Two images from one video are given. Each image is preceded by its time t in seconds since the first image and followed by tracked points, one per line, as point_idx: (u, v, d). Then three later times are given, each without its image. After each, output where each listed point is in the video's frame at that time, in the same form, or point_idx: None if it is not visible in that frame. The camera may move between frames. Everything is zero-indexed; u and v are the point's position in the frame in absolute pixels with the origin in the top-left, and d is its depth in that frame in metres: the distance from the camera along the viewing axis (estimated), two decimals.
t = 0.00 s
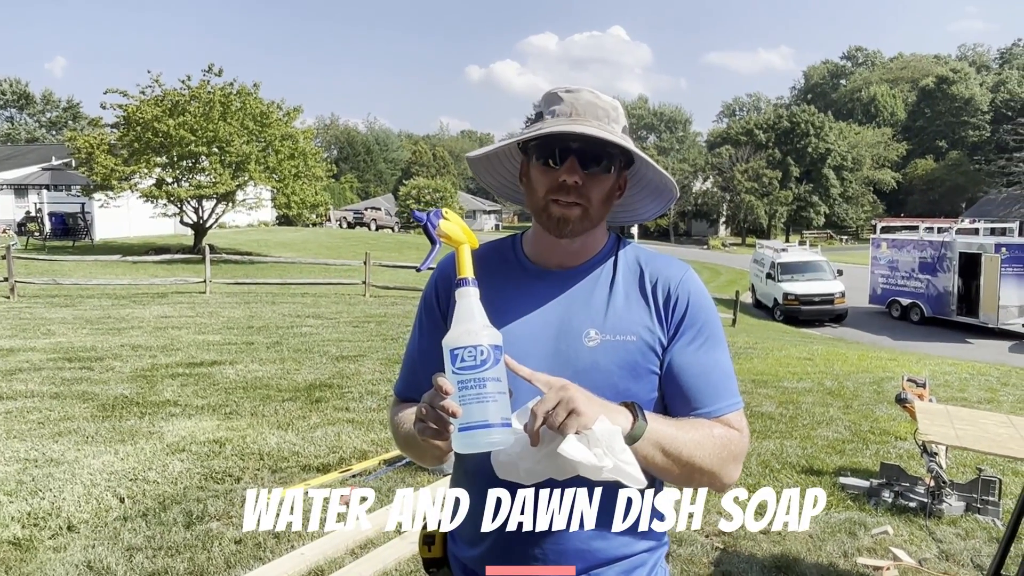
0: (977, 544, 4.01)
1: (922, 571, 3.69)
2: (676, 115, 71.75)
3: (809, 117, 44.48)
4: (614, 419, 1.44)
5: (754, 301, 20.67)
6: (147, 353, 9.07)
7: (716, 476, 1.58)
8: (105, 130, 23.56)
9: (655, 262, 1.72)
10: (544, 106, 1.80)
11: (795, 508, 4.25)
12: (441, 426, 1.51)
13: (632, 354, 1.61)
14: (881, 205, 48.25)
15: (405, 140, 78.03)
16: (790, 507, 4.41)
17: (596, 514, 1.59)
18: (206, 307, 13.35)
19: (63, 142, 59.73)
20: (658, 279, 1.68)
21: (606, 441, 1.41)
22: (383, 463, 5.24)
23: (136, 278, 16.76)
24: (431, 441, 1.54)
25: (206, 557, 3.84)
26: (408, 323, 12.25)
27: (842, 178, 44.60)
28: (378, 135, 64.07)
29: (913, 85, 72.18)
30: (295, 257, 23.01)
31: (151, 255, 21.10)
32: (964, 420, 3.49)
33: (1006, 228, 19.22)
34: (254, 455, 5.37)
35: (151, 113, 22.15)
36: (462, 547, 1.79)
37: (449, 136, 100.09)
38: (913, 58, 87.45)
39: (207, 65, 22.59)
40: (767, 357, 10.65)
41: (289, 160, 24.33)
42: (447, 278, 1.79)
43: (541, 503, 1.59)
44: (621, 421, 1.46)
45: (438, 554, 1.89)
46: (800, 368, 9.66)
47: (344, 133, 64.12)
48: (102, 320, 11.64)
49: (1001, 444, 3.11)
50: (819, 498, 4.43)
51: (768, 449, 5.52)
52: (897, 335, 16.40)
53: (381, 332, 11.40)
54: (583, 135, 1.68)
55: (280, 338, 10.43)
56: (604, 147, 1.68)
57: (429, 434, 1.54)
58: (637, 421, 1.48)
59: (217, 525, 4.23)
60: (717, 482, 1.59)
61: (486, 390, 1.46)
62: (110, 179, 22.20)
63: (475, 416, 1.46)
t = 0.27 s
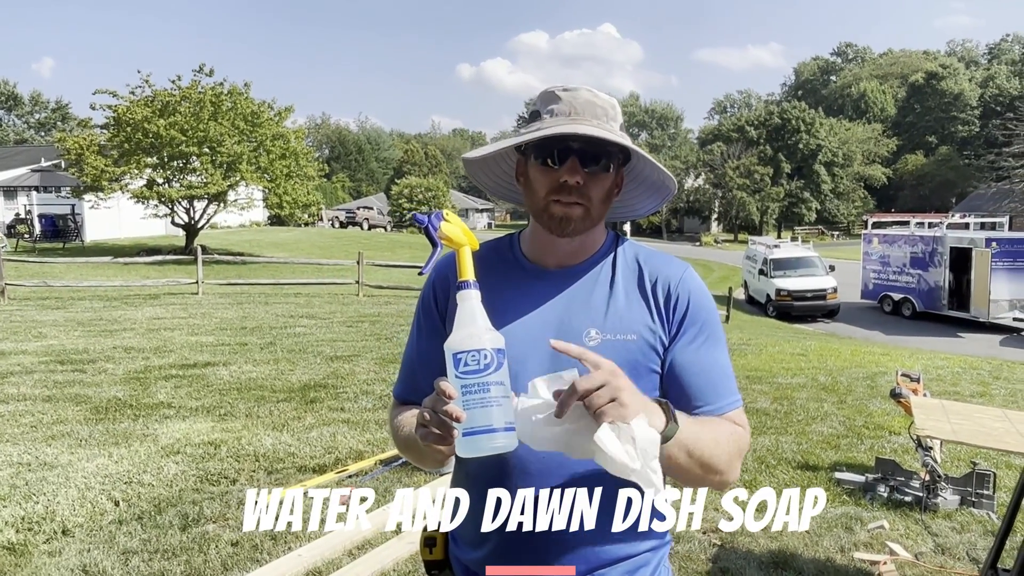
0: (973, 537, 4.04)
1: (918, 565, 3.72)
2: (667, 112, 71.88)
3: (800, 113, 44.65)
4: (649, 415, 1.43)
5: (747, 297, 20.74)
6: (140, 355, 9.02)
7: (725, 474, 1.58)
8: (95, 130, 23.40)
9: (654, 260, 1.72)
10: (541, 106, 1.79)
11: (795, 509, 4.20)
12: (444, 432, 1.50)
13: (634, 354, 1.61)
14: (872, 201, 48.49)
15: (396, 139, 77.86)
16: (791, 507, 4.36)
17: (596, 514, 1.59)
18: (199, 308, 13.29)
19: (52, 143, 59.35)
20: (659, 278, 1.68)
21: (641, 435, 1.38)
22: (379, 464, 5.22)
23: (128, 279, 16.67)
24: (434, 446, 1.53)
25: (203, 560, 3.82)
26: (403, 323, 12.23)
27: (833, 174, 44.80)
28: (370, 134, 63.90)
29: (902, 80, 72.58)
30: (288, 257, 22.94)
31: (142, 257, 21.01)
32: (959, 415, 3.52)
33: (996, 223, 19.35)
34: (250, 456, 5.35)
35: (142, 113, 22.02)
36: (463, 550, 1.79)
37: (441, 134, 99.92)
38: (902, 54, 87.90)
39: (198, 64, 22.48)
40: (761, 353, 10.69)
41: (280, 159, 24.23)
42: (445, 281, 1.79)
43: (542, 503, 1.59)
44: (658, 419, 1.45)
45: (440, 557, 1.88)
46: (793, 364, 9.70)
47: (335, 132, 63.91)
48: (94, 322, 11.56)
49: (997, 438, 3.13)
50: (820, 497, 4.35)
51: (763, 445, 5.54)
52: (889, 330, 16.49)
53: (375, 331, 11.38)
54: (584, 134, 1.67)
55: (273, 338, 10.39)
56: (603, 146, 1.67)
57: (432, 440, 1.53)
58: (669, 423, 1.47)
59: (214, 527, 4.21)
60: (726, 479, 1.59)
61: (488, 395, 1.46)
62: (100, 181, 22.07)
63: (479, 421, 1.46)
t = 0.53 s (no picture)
0: (968, 530, 4.08)
1: (915, 559, 3.75)
2: (658, 109, 72.01)
3: (790, 108, 44.81)
4: (735, 398, 1.40)
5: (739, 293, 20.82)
6: (133, 356, 8.97)
7: (740, 460, 1.57)
8: (84, 132, 23.24)
9: (655, 258, 1.73)
10: (540, 108, 1.79)
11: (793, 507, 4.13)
12: (448, 436, 1.51)
13: (637, 352, 1.60)
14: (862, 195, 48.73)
15: (388, 138, 77.68)
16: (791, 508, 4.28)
17: (597, 515, 1.59)
18: (191, 309, 13.23)
19: (41, 145, 58.94)
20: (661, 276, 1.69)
21: (706, 391, 1.40)
22: (375, 464, 5.21)
23: (119, 281, 16.58)
24: (438, 451, 1.53)
25: (200, 563, 3.80)
26: (396, 322, 12.20)
27: (823, 169, 44.99)
28: (361, 133, 63.72)
29: (891, 75, 72.98)
30: (280, 257, 22.85)
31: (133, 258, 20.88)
32: (956, 409, 3.54)
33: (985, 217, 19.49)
34: (246, 458, 5.33)
35: (131, 114, 21.88)
36: (467, 551, 1.79)
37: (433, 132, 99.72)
38: (891, 49, 88.34)
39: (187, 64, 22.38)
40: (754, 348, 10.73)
41: (271, 159, 24.12)
42: (446, 284, 1.78)
43: (541, 503, 1.58)
44: (734, 406, 1.43)
45: (443, 560, 1.87)
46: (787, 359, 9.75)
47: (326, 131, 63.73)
48: (86, 324, 11.50)
49: (993, 432, 3.15)
50: (820, 498, 4.22)
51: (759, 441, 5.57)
52: (880, 324, 16.59)
53: (369, 330, 11.36)
54: (589, 136, 1.67)
55: (267, 339, 10.35)
56: (606, 147, 1.67)
57: (435, 444, 1.53)
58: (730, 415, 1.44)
59: (211, 530, 4.19)
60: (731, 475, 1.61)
61: (492, 398, 1.47)
62: (90, 182, 21.93)
63: (482, 424, 1.47)
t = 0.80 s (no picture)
0: (963, 522, 4.11)
1: (911, 552, 3.78)
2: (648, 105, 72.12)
3: (780, 104, 44.99)
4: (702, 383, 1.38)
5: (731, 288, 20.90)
6: (125, 359, 8.92)
7: (732, 454, 1.54)
8: (73, 133, 23.09)
9: (654, 257, 1.74)
10: (539, 109, 1.79)
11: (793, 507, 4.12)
12: (453, 435, 1.50)
13: (638, 352, 1.61)
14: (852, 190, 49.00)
15: (378, 137, 77.44)
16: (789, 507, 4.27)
17: (596, 514, 1.60)
18: (183, 311, 13.16)
19: (29, 147, 58.44)
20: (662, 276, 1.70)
21: (673, 370, 1.41)
22: (372, 464, 5.20)
23: (110, 283, 16.48)
24: (442, 451, 1.52)
25: (197, 565, 3.79)
26: (390, 321, 12.20)
27: (814, 164, 45.18)
28: (352, 132, 63.53)
29: (880, 70, 73.37)
30: (272, 257, 22.77)
31: (124, 259, 20.76)
32: (950, 402, 3.57)
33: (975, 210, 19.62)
34: (241, 459, 5.31)
35: (120, 115, 21.74)
36: (470, 552, 1.79)
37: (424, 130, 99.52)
38: (880, 44, 88.85)
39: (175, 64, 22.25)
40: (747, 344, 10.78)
41: (262, 159, 24.01)
42: (446, 284, 1.78)
43: (542, 503, 1.59)
44: (705, 392, 1.42)
45: (446, 561, 1.86)
46: (780, 354, 9.80)
47: (316, 131, 63.51)
48: (77, 327, 11.42)
49: (987, 424, 3.18)
50: (821, 498, 4.22)
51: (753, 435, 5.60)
52: (871, 318, 16.69)
53: (363, 330, 11.33)
54: (590, 137, 1.67)
55: (260, 339, 10.31)
56: (606, 149, 1.68)
57: (439, 444, 1.53)
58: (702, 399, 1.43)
59: (207, 532, 4.17)
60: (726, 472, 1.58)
61: (495, 396, 1.49)
62: (79, 184, 21.79)
63: (486, 422, 1.48)
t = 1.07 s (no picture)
0: (955, 514, 4.16)
1: (905, 544, 3.81)
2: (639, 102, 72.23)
3: (770, 100, 45.14)
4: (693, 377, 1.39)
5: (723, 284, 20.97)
6: (118, 362, 8.88)
7: (726, 447, 1.54)
8: (61, 135, 22.92)
9: (649, 257, 1.75)
10: (533, 110, 1.79)
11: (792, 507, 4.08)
12: (452, 432, 1.51)
13: (634, 349, 1.62)
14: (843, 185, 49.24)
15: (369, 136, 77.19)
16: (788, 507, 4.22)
17: (596, 514, 1.60)
18: (175, 313, 13.09)
19: (16, 150, 58.01)
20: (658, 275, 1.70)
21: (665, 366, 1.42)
22: (367, 464, 5.19)
23: (101, 286, 16.39)
24: (441, 447, 1.53)
25: (194, 568, 3.78)
26: (383, 321, 12.18)
27: (804, 160, 45.36)
28: (342, 132, 63.33)
29: (869, 65, 73.79)
30: (264, 258, 22.66)
31: (114, 262, 20.63)
32: (942, 395, 3.60)
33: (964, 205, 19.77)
34: (237, 461, 5.30)
35: (108, 117, 21.60)
36: (469, 550, 1.80)
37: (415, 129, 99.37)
38: (869, 39, 89.29)
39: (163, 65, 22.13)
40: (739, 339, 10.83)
41: (252, 159, 23.91)
42: (443, 284, 1.79)
43: (542, 503, 1.59)
44: (696, 385, 1.42)
45: (446, 559, 1.88)
46: (773, 349, 9.85)
47: (307, 131, 63.28)
48: (68, 331, 11.34)
49: (978, 417, 3.21)
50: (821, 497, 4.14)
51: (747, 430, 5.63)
52: (863, 313, 16.79)
53: (356, 330, 11.32)
54: (583, 138, 1.67)
55: (253, 341, 10.28)
56: (599, 148, 1.68)
57: (439, 441, 1.53)
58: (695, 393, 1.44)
59: (203, 534, 4.17)
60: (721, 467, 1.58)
61: (492, 392, 1.49)
62: (69, 186, 21.65)
63: (484, 418, 1.48)
